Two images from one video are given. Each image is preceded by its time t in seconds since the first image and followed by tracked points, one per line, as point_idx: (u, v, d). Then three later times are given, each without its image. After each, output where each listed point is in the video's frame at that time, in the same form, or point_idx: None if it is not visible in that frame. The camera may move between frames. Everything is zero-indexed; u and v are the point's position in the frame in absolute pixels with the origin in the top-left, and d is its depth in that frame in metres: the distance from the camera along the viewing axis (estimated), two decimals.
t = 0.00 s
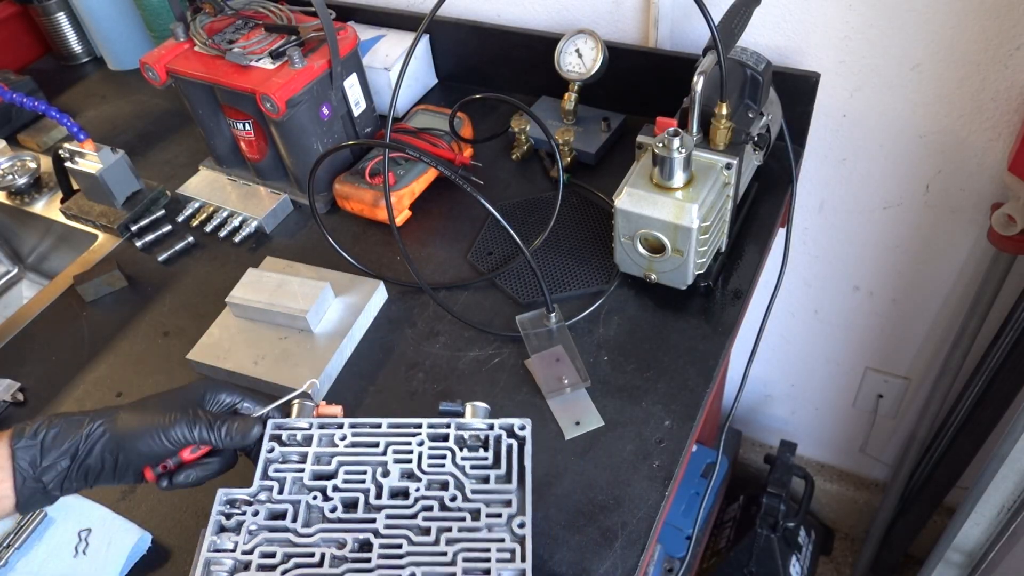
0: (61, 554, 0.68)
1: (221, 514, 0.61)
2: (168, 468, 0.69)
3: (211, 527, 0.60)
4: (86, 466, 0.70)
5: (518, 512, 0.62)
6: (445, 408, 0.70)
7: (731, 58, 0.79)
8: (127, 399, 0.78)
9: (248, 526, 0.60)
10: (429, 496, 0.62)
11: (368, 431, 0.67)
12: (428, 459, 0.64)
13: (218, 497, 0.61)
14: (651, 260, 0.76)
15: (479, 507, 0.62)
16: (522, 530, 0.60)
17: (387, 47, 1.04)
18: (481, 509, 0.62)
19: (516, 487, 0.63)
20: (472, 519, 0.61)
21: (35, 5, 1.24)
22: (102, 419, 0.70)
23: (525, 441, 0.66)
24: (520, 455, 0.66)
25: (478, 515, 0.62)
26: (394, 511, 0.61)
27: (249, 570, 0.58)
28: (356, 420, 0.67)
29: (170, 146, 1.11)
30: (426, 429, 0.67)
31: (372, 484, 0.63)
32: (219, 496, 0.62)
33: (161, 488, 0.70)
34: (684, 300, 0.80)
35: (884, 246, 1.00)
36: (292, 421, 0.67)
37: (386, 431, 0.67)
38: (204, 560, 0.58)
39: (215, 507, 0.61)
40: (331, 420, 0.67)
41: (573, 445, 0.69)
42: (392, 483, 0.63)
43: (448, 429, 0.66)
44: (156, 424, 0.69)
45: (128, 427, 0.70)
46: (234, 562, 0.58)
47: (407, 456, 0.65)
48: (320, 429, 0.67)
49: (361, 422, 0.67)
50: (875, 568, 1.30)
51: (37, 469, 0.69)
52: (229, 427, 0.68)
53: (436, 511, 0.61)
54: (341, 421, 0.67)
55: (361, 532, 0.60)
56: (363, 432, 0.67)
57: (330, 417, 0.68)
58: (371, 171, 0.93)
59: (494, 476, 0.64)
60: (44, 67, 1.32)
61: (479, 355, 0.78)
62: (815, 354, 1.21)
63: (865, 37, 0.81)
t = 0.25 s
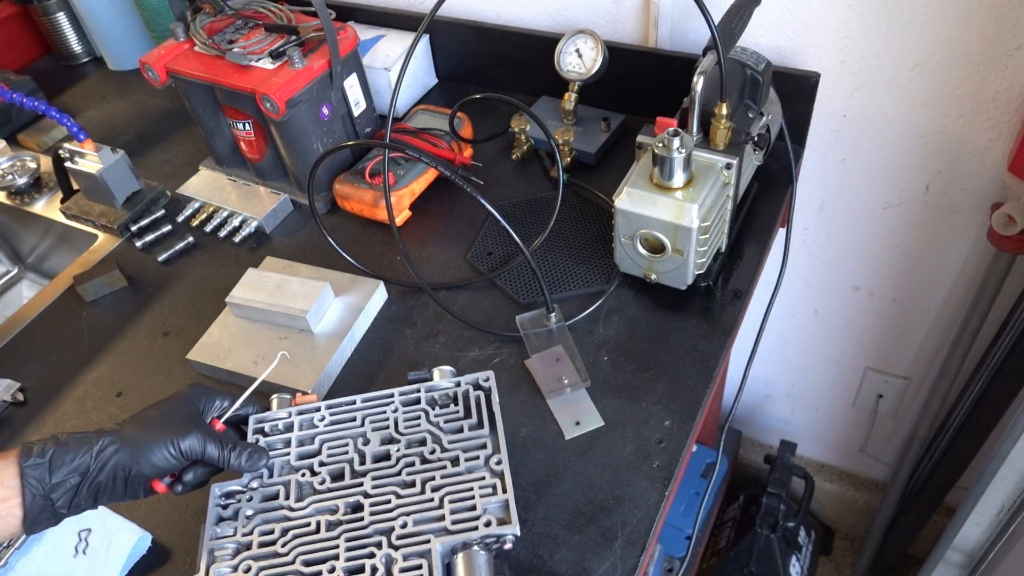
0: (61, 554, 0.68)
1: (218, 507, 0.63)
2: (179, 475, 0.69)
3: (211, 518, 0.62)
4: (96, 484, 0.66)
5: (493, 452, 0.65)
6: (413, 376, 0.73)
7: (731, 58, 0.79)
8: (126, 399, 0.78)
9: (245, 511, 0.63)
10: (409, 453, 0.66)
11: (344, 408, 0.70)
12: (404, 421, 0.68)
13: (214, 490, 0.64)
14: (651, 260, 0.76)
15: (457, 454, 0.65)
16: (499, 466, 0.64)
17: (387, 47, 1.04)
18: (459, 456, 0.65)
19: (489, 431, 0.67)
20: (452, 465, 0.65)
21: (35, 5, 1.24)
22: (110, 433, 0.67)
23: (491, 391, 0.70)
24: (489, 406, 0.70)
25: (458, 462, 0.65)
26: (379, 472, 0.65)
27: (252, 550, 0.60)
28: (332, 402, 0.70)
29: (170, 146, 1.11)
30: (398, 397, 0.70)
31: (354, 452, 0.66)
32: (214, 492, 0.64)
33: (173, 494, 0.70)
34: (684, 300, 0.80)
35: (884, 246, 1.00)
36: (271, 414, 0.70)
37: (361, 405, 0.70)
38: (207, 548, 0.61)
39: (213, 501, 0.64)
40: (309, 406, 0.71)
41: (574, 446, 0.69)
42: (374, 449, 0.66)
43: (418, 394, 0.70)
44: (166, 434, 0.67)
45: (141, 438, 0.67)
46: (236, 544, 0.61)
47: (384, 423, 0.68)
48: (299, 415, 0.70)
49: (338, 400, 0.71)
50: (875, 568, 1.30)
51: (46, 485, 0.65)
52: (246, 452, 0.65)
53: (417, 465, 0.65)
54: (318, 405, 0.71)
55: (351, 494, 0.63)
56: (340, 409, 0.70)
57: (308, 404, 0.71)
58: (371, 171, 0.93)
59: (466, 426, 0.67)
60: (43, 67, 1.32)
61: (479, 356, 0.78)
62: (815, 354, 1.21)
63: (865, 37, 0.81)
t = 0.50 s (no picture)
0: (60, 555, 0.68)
1: (239, 513, 0.65)
2: (200, 480, 0.68)
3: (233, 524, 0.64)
4: (120, 488, 0.66)
5: (503, 443, 0.67)
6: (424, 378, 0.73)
7: (731, 58, 0.79)
8: (126, 399, 0.78)
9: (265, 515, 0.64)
10: (422, 450, 0.67)
11: (356, 411, 0.71)
12: (415, 420, 0.69)
13: (234, 498, 0.65)
14: (651, 260, 0.76)
15: (468, 448, 0.66)
16: (510, 456, 0.65)
17: (387, 47, 1.04)
18: (470, 450, 0.66)
19: (499, 424, 0.68)
20: (463, 459, 0.66)
21: (35, 5, 1.24)
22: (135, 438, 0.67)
23: (499, 385, 0.71)
24: (497, 401, 0.71)
25: (469, 455, 0.66)
26: (394, 469, 0.66)
27: (274, 550, 0.62)
28: (344, 406, 0.71)
29: (170, 146, 1.11)
30: (408, 398, 0.71)
31: (368, 452, 0.67)
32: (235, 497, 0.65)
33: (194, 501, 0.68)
34: (684, 300, 0.80)
35: (885, 247, 1.00)
36: (287, 423, 0.71)
37: (373, 408, 0.71)
38: (231, 553, 0.62)
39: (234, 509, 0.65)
40: (323, 411, 0.72)
41: (573, 446, 0.69)
42: (387, 448, 0.67)
43: (428, 394, 0.71)
44: (189, 440, 0.67)
45: (164, 444, 0.67)
46: (258, 546, 0.62)
47: (396, 422, 0.69)
48: (313, 420, 0.71)
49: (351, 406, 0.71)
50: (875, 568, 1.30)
51: (73, 489, 0.65)
52: (264, 457, 0.66)
53: (431, 461, 0.66)
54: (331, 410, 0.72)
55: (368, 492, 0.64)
56: (353, 412, 0.71)
57: (321, 410, 0.72)
58: (371, 171, 0.93)
59: (476, 421, 0.69)
60: (43, 66, 1.32)
61: (479, 356, 0.78)
62: (815, 354, 1.21)
63: (866, 37, 0.81)
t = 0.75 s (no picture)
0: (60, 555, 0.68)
1: (246, 509, 0.64)
2: (206, 474, 0.69)
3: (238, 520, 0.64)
4: (130, 477, 0.67)
5: (513, 461, 0.66)
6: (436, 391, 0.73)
7: (731, 58, 0.79)
8: (126, 398, 0.78)
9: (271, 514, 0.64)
10: (431, 461, 0.66)
11: (368, 419, 0.71)
12: (426, 431, 0.69)
13: (242, 494, 0.65)
14: (651, 260, 0.76)
15: (478, 463, 0.66)
16: (518, 475, 0.64)
17: (387, 47, 1.04)
18: (479, 465, 0.65)
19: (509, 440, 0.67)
20: (472, 474, 0.65)
21: (35, 5, 1.24)
22: (148, 427, 0.68)
23: (512, 403, 0.70)
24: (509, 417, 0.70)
25: (478, 471, 0.65)
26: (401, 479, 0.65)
27: (276, 551, 0.61)
28: (357, 412, 0.71)
29: (170, 146, 1.11)
30: (420, 407, 0.71)
31: (377, 459, 0.67)
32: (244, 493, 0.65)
33: (199, 492, 0.69)
34: (684, 300, 0.80)
35: (885, 247, 1.00)
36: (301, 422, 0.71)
37: (385, 416, 0.71)
38: (234, 549, 0.62)
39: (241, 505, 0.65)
40: (334, 416, 0.71)
41: (573, 446, 0.69)
42: (396, 457, 0.67)
43: (441, 406, 0.71)
44: (198, 434, 0.68)
45: (176, 436, 0.68)
46: (261, 546, 0.62)
47: (407, 431, 0.69)
48: (325, 423, 0.71)
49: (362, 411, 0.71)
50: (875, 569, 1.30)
51: (84, 477, 0.66)
52: (272, 458, 0.66)
53: (439, 473, 0.65)
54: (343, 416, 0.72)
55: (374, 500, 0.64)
56: (364, 419, 0.71)
57: (333, 414, 0.72)
58: (371, 171, 0.93)
59: (487, 436, 0.67)
60: (43, 66, 1.32)
61: (479, 355, 0.78)
62: (815, 354, 1.21)
63: (865, 37, 0.81)
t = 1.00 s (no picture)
0: (60, 554, 0.68)
1: (270, 464, 0.67)
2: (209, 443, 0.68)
3: (264, 473, 0.66)
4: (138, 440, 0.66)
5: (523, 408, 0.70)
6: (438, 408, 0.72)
7: (731, 58, 0.79)
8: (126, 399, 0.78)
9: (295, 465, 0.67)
10: (447, 412, 0.70)
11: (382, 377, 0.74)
12: (439, 383, 0.72)
13: (264, 451, 0.68)
14: (651, 260, 0.76)
15: (491, 410, 0.70)
16: (529, 419, 0.69)
17: (387, 47, 1.04)
18: (491, 411, 0.70)
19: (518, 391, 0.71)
20: (486, 420, 0.69)
21: (35, 5, 1.24)
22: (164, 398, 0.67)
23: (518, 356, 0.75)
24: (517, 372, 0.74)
25: (490, 417, 0.70)
26: (419, 426, 0.69)
27: (305, 499, 0.65)
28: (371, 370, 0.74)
29: (170, 146, 1.11)
30: (433, 365, 0.74)
31: (393, 410, 0.70)
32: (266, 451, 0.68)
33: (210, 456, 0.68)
34: (684, 300, 0.80)
35: (886, 247, 1.00)
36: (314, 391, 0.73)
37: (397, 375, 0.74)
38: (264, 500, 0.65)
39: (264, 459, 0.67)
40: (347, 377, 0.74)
41: (573, 446, 0.69)
42: (413, 408, 0.71)
43: (450, 361, 0.74)
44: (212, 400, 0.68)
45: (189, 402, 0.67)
46: (289, 495, 0.65)
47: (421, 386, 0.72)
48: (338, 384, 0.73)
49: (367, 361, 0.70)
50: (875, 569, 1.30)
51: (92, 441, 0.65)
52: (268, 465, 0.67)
53: (455, 422, 0.69)
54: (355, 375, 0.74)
55: (395, 448, 0.68)
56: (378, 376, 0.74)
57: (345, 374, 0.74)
58: (371, 171, 0.93)
59: (497, 387, 0.72)
60: (43, 66, 1.32)
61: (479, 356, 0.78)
62: (815, 354, 1.21)
63: (865, 37, 0.81)
